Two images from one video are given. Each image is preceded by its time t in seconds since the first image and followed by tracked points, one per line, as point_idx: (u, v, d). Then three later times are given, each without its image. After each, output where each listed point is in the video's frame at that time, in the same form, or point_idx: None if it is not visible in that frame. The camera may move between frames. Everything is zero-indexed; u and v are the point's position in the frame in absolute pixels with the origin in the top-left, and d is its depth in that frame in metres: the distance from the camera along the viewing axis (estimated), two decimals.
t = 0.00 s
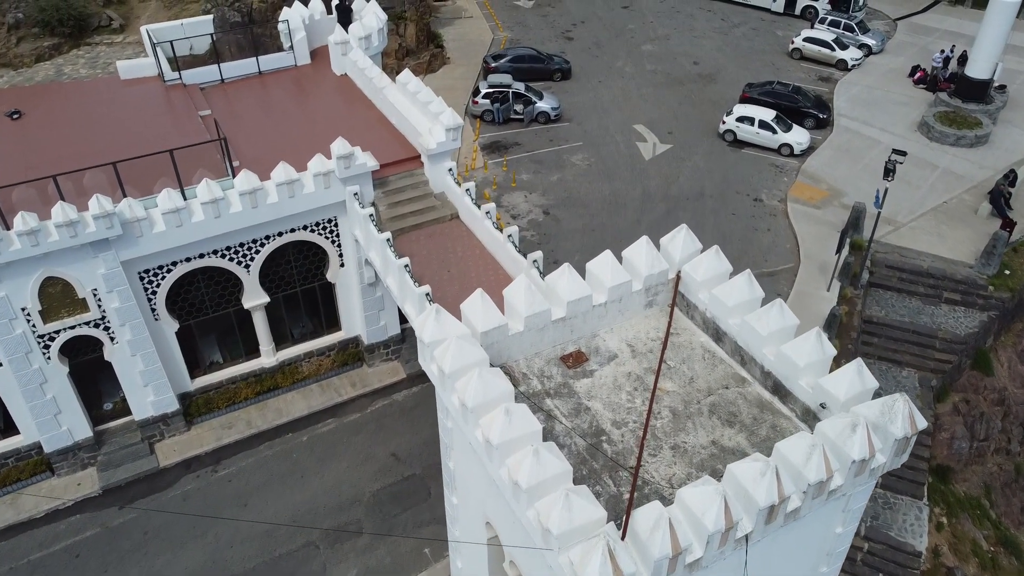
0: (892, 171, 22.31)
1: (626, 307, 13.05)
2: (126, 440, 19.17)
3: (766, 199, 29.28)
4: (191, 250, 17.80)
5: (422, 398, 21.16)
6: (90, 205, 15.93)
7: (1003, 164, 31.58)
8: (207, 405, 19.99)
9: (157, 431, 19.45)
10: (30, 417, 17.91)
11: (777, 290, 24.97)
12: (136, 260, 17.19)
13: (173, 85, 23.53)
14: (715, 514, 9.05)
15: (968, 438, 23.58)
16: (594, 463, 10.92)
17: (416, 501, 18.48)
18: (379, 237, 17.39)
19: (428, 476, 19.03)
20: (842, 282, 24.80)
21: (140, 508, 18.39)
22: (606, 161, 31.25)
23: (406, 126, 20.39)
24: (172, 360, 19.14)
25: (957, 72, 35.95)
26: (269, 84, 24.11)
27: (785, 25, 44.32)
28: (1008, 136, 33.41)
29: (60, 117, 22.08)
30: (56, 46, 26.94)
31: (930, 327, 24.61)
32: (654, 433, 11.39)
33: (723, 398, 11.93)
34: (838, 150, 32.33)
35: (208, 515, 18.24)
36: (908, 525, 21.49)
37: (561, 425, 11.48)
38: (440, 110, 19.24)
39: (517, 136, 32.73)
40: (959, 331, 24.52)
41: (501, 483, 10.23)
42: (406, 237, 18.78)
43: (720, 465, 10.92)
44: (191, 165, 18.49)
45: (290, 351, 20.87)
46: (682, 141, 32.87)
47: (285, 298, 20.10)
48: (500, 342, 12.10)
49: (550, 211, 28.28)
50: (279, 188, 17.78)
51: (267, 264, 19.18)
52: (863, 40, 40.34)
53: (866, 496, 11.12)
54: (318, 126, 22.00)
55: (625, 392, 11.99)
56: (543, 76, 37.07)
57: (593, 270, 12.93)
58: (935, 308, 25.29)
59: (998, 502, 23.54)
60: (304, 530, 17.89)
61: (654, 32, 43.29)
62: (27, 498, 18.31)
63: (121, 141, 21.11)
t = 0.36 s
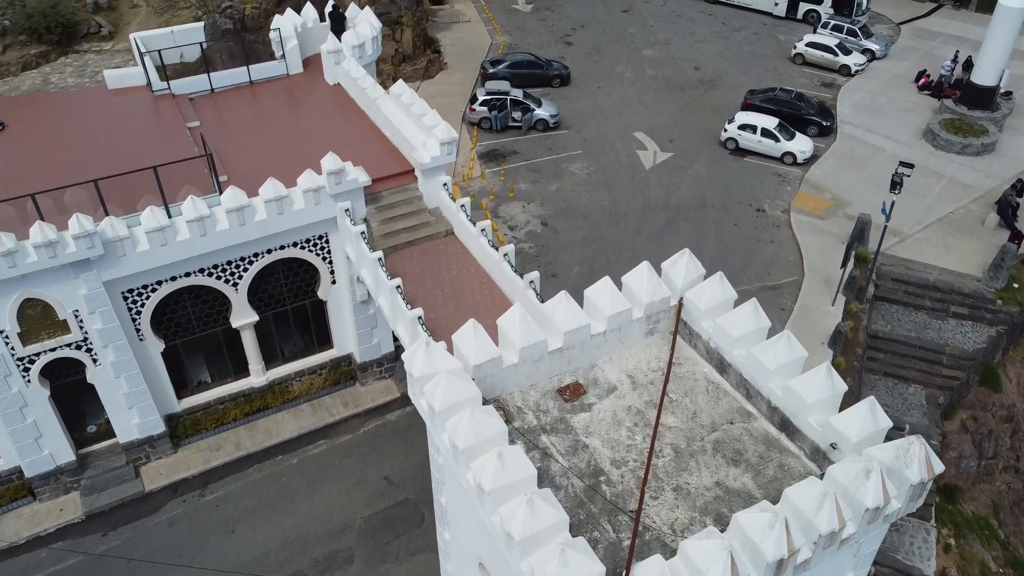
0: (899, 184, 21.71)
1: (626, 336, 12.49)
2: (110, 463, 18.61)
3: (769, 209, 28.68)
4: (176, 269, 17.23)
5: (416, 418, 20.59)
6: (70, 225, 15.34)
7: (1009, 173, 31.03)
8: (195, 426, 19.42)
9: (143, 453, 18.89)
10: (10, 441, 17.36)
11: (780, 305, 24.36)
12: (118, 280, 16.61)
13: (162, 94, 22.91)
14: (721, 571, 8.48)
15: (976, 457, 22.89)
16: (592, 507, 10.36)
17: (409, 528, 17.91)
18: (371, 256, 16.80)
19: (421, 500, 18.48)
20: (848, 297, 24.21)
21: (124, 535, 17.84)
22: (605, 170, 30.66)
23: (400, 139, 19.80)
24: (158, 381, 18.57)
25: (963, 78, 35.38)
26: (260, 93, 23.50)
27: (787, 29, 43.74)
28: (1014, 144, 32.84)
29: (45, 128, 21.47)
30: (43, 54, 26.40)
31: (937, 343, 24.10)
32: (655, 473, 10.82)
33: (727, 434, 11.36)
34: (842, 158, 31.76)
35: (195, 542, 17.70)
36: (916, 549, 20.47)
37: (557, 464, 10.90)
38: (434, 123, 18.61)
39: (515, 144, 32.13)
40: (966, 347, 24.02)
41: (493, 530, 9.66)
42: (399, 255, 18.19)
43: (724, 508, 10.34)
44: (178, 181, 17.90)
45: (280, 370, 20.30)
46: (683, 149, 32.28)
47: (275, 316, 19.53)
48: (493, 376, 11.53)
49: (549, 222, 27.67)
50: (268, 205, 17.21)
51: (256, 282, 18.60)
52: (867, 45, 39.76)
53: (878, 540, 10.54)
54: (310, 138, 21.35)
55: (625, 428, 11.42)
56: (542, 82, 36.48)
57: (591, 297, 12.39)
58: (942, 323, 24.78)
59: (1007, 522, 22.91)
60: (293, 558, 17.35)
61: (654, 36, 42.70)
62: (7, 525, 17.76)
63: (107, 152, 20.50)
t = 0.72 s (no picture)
0: (905, 197, 21.16)
1: (625, 366, 11.94)
2: (94, 487, 18.05)
3: (771, 220, 28.13)
4: (161, 288, 16.67)
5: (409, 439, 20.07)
6: (49, 245, 14.77)
7: (1016, 182, 30.47)
8: (181, 448, 18.88)
9: (128, 477, 18.34)
10: None
11: (783, 319, 23.80)
12: (100, 300, 16.04)
13: (150, 105, 22.33)
14: None
15: (984, 475, 21.98)
16: (588, 553, 9.82)
17: (401, 554, 17.40)
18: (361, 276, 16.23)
19: (414, 526, 17.95)
20: (852, 311, 23.69)
21: (107, 562, 17.33)
22: (605, 179, 30.10)
23: (392, 152, 19.23)
24: (143, 403, 18.02)
25: (968, 85, 34.84)
26: (251, 104, 22.93)
27: (789, 34, 43.20)
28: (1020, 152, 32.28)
29: (29, 139, 20.87)
30: (30, 62, 25.93)
31: (944, 358, 23.55)
32: (655, 515, 10.27)
33: (731, 472, 10.80)
34: (846, 167, 31.21)
35: (180, 569, 17.20)
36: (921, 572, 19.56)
37: (551, 505, 10.35)
38: (428, 137, 18.07)
39: (513, 152, 31.57)
40: (974, 362, 23.44)
41: None
42: (390, 272, 17.62)
43: (728, 555, 9.78)
44: (163, 197, 17.34)
45: (269, 390, 19.77)
46: (683, 157, 31.73)
47: (263, 335, 18.98)
48: (485, 411, 10.98)
49: (547, 232, 27.09)
50: (255, 222, 16.66)
51: (244, 300, 18.06)
52: (870, 50, 39.22)
53: None
54: (301, 150, 20.75)
55: (623, 465, 10.87)
56: (541, 88, 35.94)
57: (589, 326, 11.86)
58: (948, 337, 24.22)
59: (1017, 542, 21.47)
60: None
61: (654, 41, 42.15)
62: None
63: (92, 165, 19.90)
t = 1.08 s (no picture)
0: (914, 213, 20.50)
1: (624, 404, 11.32)
2: (74, 516, 17.44)
3: (774, 232, 27.51)
4: (142, 311, 16.04)
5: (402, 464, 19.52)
6: (22, 269, 14.11)
7: None
8: (166, 474, 18.28)
9: (110, 504, 17.74)
10: None
11: (787, 335, 23.17)
12: (78, 324, 15.39)
13: (135, 117, 21.61)
14: None
15: (994, 497, 21.40)
16: None
17: None
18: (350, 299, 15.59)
19: (405, 556, 17.43)
20: (858, 328, 23.10)
21: None
22: (604, 189, 29.46)
23: (384, 168, 18.59)
24: (125, 428, 17.38)
25: (974, 92, 34.21)
26: (240, 116, 22.27)
27: (791, 38, 42.56)
28: None
29: (9, 153, 20.14)
30: (14, 70, 25.87)
31: (953, 376, 22.93)
32: (657, 568, 9.66)
33: (736, 519, 10.18)
34: (850, 176, 30.59)
35: None
36: None
37: (546, 558, 9.72)
38: (420, 153, 17.44)
39: (510, 161, 30.94)
40: (983, 380, 22.82)
41: None
42: (380, 293, 16.97)
43: None
44: (145, 216, 16.69)
45: (257, 413, 19.16)
46: (684, 166, 31.11)
47: (251, 356, 18.34)
48: (476, 455, 10.35)
49: (544, 245, 26.44)
50: (240, 243, 16.02)
51: (229, 322, 17.43)
52: (874, 55, 38.59)
53: None
54: (290, 163, 20.12)
55: (621, 512, 10.25)
56: (539, 95, 35.32)
57: (586, 362, 11.23)
58: (957, 354, 23.59)
59: None
60: None
61: (655, 45, 41.51)
62: None
63: (74, 179, 19.19)
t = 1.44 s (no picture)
0: (922, 231, 19.88)
1: (621, 448, 10.67)
2: (51, 548, 16.87)
3: (777, 245, 26.88)
4: (120, 337, 15.37)
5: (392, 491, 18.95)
6: None
7: None
8: (147, 503, 17.68)
9: (88, 535, 17.14)
10: None
11: (790, 354, 22.53)
12: (51, 353, 14.73)
13: (118, 130, 20.88)
14: None
15: (1003, 521, 20.73)
16: None
17: None
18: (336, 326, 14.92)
19: None
20: (864, 347, 22.53)
21: None
22: (602, 201, 28.80)
23: (373, 185, 17.92)
24: (105, 457, 16.74)
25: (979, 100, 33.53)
26: (227, 128, 21.58)
27: (793, 44, 41.92)
28: None
29: None
30: None
31: (961, 397, 22.39)
32: None
33: None
34: (854, 187, 29.94)
35: None
36: None
37: None
38: (411, 171, 16.79)
39: (507, 172, 30.28)
40: (992, 402, 22.28)
41: None
42: (368, 318, 16.28)
43: None
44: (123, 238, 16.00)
45: (243, 438, 18.51)
46: (684, 177, 30.47)
47: (235, 381, 17.67)
48: (462, 507, 9.70)
49: (541, 259, 25.79)
50: (221, 267, 15.35)
51: (212, 347, 16.77)
52: (877, 62, 37.93)
53: None
54: (277, 179, 19.44)
55: (616, 569, 9.61)
56: (536, 103, 34.67)
57: (580, 404, 10.59)
58: (964, 374, 23.12)
59: None
60: None
61: (654, 51, 40.86)
62: None
63: (52, 197, 18.46)
